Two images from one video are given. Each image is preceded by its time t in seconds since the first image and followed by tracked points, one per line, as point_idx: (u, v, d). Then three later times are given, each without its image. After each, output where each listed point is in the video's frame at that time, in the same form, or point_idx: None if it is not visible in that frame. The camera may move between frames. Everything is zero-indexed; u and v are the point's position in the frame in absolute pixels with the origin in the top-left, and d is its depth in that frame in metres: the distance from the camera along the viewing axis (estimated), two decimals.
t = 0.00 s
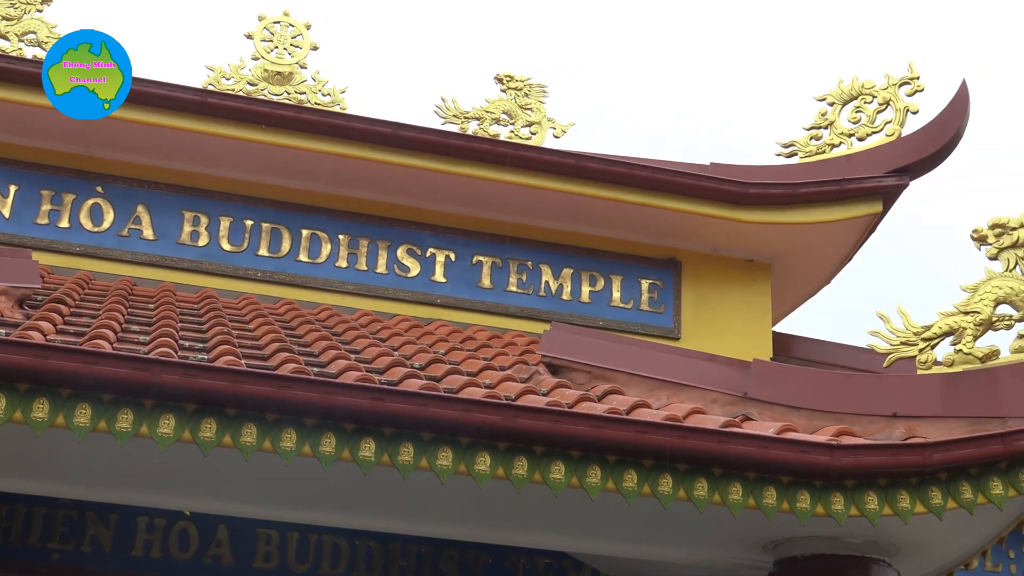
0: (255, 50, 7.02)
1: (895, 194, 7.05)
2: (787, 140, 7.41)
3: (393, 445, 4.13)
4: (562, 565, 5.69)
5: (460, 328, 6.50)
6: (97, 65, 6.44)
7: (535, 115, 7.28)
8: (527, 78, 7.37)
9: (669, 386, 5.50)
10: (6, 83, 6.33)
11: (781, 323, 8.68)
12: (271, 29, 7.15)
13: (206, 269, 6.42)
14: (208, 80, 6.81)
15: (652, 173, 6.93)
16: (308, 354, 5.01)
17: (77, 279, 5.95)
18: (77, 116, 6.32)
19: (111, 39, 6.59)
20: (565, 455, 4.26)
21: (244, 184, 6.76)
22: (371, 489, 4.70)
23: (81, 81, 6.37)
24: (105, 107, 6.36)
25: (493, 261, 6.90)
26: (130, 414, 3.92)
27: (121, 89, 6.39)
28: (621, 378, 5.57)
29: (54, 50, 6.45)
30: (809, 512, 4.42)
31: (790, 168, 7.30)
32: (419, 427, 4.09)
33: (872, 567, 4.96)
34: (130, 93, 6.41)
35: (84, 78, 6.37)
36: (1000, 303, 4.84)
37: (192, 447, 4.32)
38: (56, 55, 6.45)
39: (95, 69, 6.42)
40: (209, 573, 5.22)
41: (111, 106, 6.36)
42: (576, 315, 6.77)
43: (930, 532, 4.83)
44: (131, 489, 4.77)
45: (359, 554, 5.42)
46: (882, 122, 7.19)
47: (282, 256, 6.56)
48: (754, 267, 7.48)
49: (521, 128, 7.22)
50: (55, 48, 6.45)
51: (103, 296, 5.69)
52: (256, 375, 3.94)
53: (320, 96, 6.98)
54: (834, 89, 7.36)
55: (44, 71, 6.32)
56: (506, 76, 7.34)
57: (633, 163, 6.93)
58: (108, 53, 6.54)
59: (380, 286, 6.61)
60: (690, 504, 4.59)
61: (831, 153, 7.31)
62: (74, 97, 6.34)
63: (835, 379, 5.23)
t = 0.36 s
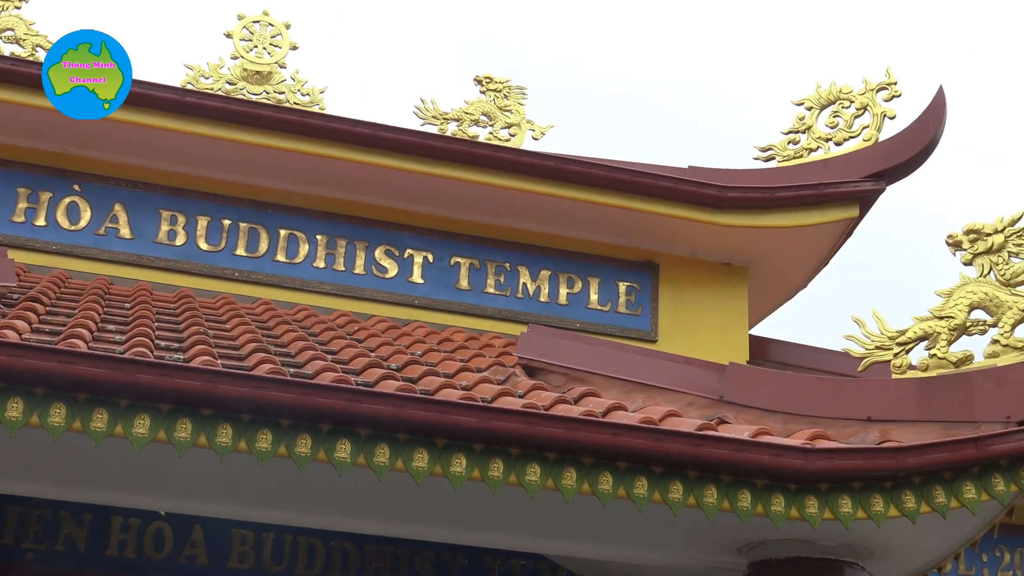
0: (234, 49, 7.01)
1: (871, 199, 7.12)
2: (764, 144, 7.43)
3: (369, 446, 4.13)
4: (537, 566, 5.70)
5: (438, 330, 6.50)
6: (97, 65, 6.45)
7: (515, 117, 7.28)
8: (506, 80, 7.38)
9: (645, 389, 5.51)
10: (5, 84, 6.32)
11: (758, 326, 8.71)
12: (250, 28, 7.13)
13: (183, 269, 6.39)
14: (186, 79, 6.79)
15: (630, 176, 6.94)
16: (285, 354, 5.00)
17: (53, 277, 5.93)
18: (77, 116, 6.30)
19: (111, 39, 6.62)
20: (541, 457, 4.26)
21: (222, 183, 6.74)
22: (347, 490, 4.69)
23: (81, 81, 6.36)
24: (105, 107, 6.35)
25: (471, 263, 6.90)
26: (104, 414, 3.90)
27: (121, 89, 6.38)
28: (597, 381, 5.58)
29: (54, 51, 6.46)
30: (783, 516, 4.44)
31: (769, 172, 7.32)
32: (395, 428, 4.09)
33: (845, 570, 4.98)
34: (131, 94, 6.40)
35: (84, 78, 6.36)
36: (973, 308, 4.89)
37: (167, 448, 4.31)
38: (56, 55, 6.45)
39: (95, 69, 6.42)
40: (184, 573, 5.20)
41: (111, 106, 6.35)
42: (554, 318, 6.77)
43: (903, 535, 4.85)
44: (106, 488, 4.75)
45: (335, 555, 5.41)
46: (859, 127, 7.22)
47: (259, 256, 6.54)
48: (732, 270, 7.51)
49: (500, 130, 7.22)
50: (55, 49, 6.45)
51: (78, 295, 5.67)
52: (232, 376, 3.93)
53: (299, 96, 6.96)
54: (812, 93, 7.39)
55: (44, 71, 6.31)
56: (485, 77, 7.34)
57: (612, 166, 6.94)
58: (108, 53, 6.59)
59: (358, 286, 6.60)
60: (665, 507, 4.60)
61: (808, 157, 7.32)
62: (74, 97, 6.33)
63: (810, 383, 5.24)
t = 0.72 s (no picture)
0: (215, 49, 6.99)
1: (850, 203, 7.15)
2: (744, 147, 7.45)
3: (347, 447, 4.12)
4: (515, 568, 5.70)
5: (416, 331, 6.49)
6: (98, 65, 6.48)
7: (495, 119, 7.29)
8: (487, 82, 7.38)
9: (623, 391, 5.51)
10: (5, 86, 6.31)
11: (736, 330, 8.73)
12: (230, 28, 7.12)
13: (162, 269, 6.37)
14: (166, 78, 6.77)
15: (610, 179, 6.96)
16: (263, 355, 4.99)
17: (30, 277, 5.90)
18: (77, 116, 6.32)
19: (111, 40, 6.63)
20: (519, 460, 4.27)
21: (201, 183, 6.72)
22: (325, 491, 4.68)
23: (81, 81, 6.39)
24: (105, 107, 6.36)
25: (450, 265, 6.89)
26: (81, 414, 3.88)
27: (122, 88, 6.40)
28: (575, 383, 5.59)
29: (55, 51, 6.47)
30: (760, 519, 4.44)
31: (747, 176, 7.34)
32: (373, 430, 4.09)
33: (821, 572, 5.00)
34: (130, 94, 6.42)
35: (84, 78, 6.40)
36: (949, 312, 4.92)
37: (143, 448, 4.29)
38: (56, 55, 6.45)
39: (95, 69, 6.46)
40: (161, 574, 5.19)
41: (111, 106, 6.37)
42: (533, 320, 6.77)
43: (879, 538, 4.87)
44: (82, 489, 4.74)
45: (312, 556, 5.41)
46: (838, 132, 7.25)
47: (238, 257, 6.52)
48: (710, 273, 7.53)
49: (480, 132, 7.22)
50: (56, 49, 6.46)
51: (56, 295, 5.64)
52: (209, 377, 3.92)
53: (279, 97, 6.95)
54: (791, 97, 7.41)
55: (44, 71, 6.32)
56: (466, 79, 7.34)
57: (592, 168, 6.95)
58: (107, 53, 6.61)
59: (337, 288, 6.59)
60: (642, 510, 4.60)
61: (788, 161, 7.36)
62: (74, 97, 6.34)
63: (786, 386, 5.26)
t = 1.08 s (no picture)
0: (192, 45, 6.97)
1: (825, 205, 7.18)
2: (720, 148, 7.48)
3: (321, 446, 4.12)
4: (490, 567, 5.71)
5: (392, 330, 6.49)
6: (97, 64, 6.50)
7: (472, 118, 7.28)
8: (465, 81, 7.37)
9: (599, 391, 5.52)
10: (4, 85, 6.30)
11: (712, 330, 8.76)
12: (208, 24, 7.10)
13: (137, 265, 6.34)
14: (142, 75, 6.74)
15: (587, 179, 6.97)
16: (238, 353, 4.98)
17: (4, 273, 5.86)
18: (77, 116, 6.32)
19: (111, 38, 6.63)
20: (493, 459, 4.27)
21: (178, 180, 6.70)
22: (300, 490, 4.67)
23: (82, 81, 6.40)
24: (105, 107, 6.37)
25: (426, 263, 6.89)
26: (54, 411, 3.86)
27: (121, 88, 6.43)
28: (551, 383, 5.59)
29: (55, 49, 6.44)
30: (733, 519, 4.46)
31: (724, 177, 7.36)
32: (347, 428, 4.08)
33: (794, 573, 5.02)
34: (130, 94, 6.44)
35: (84, 78, 6.40)
36: (923, 314, 4.94)
37: (117, 446, 4.28)
38: (56, 54, 6.42)
39: (94, 68, 6.47)
40: (134, 572, 5.16)
41: (111, 106, 6.38)
42: (509, 319, 6.77)
43: (851, 539, 4.89)
44: (55, 486, 4.71)
45: (286, 555, 5.40)
46: (814, 134, 7.28)
47: (214, 254, 6.50)
48: (686, 273, 7.55)
49: (457, 131, 7.22)
50: (56, 48, 6.43)
51: (30, 291, 5.61)
52: (184, 374, 3.91)
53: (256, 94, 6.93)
54: (768, 99, 7.44)
55: (44, 72, 6.30)
56: (444, 78, 7.33)
57: (569, 168, 6.97)
58: (108, 53, 6.61)
59: (313, 286, 6.58)
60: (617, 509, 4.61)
61: (764, 162, 7.39)
62: (74, 97, 6.34)
63: (761, 387, 5.27)
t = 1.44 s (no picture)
0: (166, 39, 6.93)
1: (799, 204, 7.22)
2: (695, 147, 7.50)
3: (294, 441, 4.11)
4: (463, 564, 5.72)
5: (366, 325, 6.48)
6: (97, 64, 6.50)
7: (448, 114, 7.28)
8: (440, 77, 7.36)
9: (572, 388, 5.52)
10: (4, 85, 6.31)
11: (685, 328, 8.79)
12: (182, 18, 7.07)
13: (110, 259, 6.30)
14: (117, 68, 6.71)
15: (562, 176, 6.99)
16: (211, 348, 4.96)
17: None
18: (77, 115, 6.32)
19: (111, 39, 6.65)
20: (466, 455, 4.27)
21: (152, 174, 6.67)
22: (272, 486, 4.66)
23: (82, 81, 6.40)
24: (105, 107, 6.37)
25: (401, 260, 6.87)
26: (25, 406, 3.84)
27: (121, 88, 6.43)
28: (524, 380, 5.59)
29: (55, 49, 6.45)
30: (705, 516, 4.47)
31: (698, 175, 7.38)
32: (321, 424, 4.08)
33: (765, 570, 5.04)
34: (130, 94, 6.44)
35: (84, 78, 6.40)
36: (895, 313, 4.97)
37: (88, 441, 4.26)
38: (56, 55, 6.44)
39: (94, 68, 6.47)
40: (105, 568, 5.14)
41: (111, 106, 6.38)
42: (484, 316, 6.77)
43: (822, 537, 4.91)
44: (25, 481, 4.68)
45: (258, 550, 5.39)
46: (789, 133, 7.30)
47: (187, 249, 6.47)
48: (661, 271, 7.57)
49: (433, 127, 7.21)
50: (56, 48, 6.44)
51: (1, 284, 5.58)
52: (156, 369, 3.89)
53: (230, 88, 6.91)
54: (743, 98, 7.46)
55: (44, 71, 6.31)
56: (419, 74, 7.32)
57: (544, 166, 6.98)
58: (108, 53, 6.62)
59: (287, 281, 6.56)
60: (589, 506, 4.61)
61: (739, 161, 7.41)
62: (75, 97, 6.34)
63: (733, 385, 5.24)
